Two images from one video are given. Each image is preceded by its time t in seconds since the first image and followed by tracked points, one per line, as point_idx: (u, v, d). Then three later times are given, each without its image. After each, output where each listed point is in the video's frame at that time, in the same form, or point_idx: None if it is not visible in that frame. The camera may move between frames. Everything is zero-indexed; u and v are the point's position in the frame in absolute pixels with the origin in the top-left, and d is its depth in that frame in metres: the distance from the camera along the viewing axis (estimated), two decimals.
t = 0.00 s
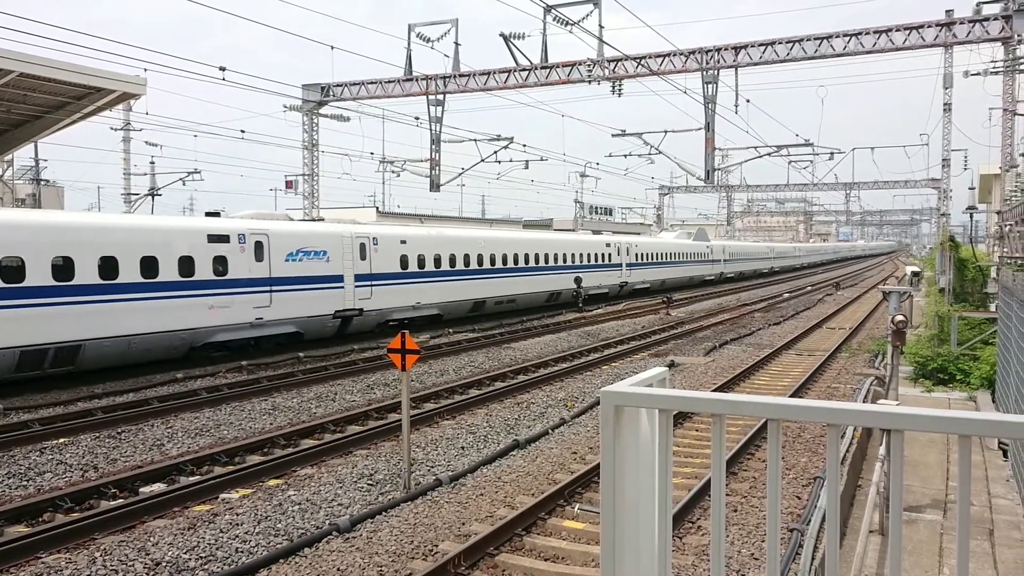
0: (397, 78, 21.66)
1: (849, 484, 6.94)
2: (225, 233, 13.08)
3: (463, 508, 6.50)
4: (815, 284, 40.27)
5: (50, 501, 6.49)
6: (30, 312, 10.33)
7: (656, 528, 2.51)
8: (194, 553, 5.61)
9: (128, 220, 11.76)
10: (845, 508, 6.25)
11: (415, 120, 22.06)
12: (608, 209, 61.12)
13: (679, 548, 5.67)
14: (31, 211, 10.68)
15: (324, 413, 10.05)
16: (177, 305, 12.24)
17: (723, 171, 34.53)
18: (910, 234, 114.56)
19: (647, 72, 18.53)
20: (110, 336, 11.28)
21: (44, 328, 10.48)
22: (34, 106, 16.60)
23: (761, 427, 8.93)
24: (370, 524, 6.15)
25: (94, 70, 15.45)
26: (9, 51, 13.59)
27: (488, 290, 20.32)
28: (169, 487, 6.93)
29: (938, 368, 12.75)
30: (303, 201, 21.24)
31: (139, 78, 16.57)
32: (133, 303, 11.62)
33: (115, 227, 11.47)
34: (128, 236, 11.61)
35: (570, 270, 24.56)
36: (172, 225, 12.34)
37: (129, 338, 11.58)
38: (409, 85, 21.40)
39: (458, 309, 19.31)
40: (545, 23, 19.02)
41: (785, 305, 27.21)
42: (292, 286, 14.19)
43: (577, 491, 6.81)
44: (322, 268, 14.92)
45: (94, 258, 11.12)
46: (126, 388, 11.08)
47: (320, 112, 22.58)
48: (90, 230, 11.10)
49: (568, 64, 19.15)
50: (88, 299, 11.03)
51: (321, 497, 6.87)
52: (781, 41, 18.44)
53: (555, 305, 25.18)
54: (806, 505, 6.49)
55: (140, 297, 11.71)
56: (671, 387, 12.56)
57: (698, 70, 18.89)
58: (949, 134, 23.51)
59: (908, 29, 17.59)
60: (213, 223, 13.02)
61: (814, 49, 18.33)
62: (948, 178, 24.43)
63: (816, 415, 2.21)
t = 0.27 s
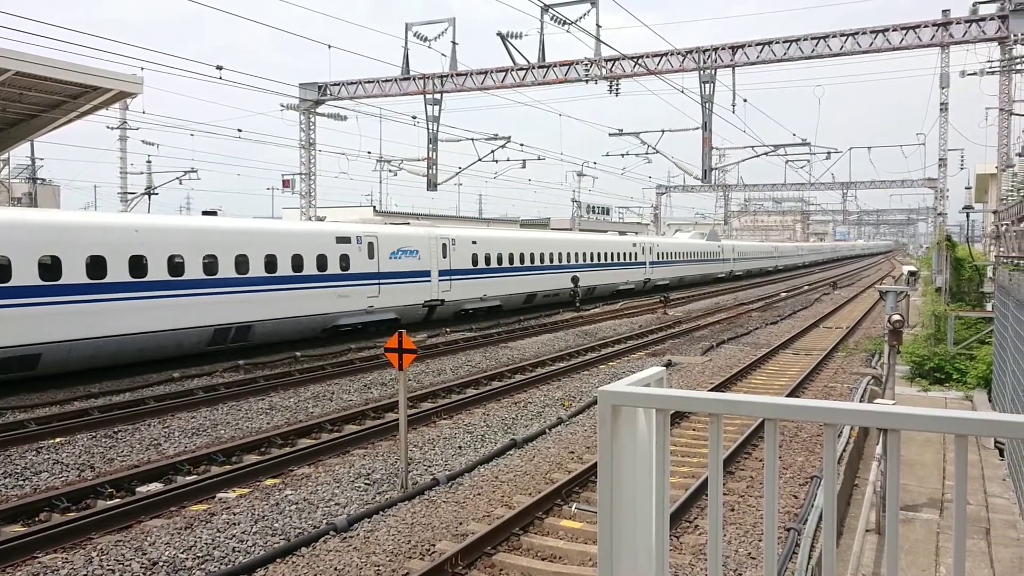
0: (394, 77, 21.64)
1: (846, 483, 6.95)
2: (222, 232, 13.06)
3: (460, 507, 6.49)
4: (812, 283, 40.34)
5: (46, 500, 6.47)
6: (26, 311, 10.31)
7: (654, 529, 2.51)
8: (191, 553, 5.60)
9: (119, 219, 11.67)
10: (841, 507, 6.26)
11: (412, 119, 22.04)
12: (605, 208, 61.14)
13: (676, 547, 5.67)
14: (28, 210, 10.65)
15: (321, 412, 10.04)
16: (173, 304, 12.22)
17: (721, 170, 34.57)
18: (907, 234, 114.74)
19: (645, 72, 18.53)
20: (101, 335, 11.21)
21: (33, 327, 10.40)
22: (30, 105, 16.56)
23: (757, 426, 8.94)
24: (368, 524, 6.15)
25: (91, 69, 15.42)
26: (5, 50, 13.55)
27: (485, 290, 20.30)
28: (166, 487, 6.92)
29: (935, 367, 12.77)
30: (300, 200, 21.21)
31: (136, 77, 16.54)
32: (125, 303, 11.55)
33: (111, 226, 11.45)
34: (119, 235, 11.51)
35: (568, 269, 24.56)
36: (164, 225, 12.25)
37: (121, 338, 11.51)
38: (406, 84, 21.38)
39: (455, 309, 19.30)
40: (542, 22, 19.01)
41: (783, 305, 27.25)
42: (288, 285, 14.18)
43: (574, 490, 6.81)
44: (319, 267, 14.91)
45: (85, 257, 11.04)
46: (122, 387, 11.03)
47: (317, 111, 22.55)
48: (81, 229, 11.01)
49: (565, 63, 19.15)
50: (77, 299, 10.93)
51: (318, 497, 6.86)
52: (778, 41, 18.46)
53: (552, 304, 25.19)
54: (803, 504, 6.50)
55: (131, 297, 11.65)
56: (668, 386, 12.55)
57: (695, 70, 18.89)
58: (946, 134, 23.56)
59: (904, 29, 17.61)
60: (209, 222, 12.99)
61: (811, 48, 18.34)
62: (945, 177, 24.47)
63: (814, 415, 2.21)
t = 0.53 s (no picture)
0: (392, 77, 21.63)
1: (844, 482, 6.96)
2: (220, 232, 13.05)
3: (458, 507, 6.48)
4: (810, 283, 40.36)
5: (44, 500, 6.46)
6: (24, 311, 10.30)
7: (651, 528, 2.51)
8: (189, 553, 5.59)
9: (116, 219, 11.65)
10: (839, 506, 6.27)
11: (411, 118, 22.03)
12: (603, 208, 61.14)
13: (674, 546, 5.68)
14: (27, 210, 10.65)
15: (319, 412, 10.03)
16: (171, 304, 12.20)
17: (719, 170, 34.58)
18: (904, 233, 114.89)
19: (643, 71, 18.54)
20: (99, 335, 11.20)
21: (31, 327, 10.40)
22: (28, 104, 16.53)
23: (755, 426, 8.95)
24: (365, 523, 6.14)
25: (89, 68, 15.40)
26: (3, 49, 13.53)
27: (483, 289, 20.28)
28: (164, 487, 6.91)
29: (932, 366, 12.80)
30: (298, 199, 21.18)
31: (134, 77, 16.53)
32: (123, 302, 11.54)
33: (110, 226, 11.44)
34: (115, 235, 11.47)
35: (566, 269, 24.55)
36: (162, 225, 12.23)
37: (118, 338, 11.48)
38: (404, 83, 21.36)
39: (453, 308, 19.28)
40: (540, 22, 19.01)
41: (781, 305, 27.28)
42: (286, 285, 14.16)
43: (572, 490, 6.81)
44: (317, 267, 14.89)
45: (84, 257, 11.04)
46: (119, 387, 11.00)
47: (315, 111, 22.54)
48: (77, 229, 10.97)
49: (563, 63, 19.15)
50: (76, 298, 10.93)
51: (316, 496, 6.85)
52: (776, 41, 18.47)
53: (551, 304, 25.19)
54: (801, 504, 6.50)
55: (128, 297, 11.62)
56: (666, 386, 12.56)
57: (693, 69, 18.90)
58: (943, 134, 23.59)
59: (902, 29, 17.64)
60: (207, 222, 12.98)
61: (809, 48, 18.35)
62: (942, 177, 24.49)
63: (812, 415, 2.21)
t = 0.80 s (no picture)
0: (390, 77, 21.61)
1: (841, 482, 6.96)
2: (218, 232, 13.03)
3: (456, 507, 6.48)
4: (808, 282, 40.40)
5: (41, 501, 6.45)
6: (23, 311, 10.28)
7: (650, 529, 2.51)
8: (187, 553, 5.58)
9: (115, 219, 11.64)
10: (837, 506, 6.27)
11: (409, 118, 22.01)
12: (601, 208, 61.15)
13: (672, 546, 5.68)
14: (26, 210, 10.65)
15: (317, 412, 10.03)
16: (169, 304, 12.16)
17: (717, 170, 34.60)
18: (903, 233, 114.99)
19: (641, 71, 18.54)
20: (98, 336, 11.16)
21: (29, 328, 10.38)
22: (25, 104, 16.50)
23: (753, 426, 8.96)
24: (364, 524, 6.14)
25: (87, 68, 15.37)
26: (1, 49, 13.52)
27: (481, 289, 20.26)
28: (161, 487, 6.90)
29: (930, 366, 12.82)
30: (296, 199, 21.16)
31: (132, 77, 16.52)
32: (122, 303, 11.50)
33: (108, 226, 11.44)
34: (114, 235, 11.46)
35: (564, 269, 24.55)
36: (160, 225, 12.21)
37: (117, 338, 11.45)
38: (402, 83, 21.35)
39: (452, 309, 19.26)
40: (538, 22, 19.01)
41: (779, 305, 27.31)
42: (284, 285, 14.14)
43: (570, 490, 6.81)
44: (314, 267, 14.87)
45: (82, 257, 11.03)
46: (118, 387, 10.99)
47: (312, 111, 22.53)
48: (75, 229, 10.96)
49: (561, 63, 19.15)
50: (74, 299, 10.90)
51: (314, 496, 6.85)
52: (774, 41, 18.48)
53: (549, 304, 25.19)
54: (799, 504, 6.51)
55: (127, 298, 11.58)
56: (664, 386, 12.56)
57: (691, 69, 18.90)
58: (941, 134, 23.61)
59: (900, 29, 17.66)
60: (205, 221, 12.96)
61: (807, 48, 18.35)
62: (940, 177, 24.52)
63: (811, 414, 2.20)
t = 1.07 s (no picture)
0: (388, 77, 21.60)
1: (840, 482, 6.97)
2: (216, 232, 13.00)
3: (454, 507, 6.47)
4: (805, 282, 40.43)
5: (39, 501, 6.43)
6: (21, 311, 10.27)
7: (649, 528, 2.51)
8: (185, 553, 5.57)
9: (113, 219, 11.63)
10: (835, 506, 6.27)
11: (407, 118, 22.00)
12: (599, 208, 61.14)
13: (671, 546, 5.68)
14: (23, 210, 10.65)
15: (315, 412, 10.02)
16: (168, 304, 12.14)
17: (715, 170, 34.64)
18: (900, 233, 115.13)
19: (638, 71, 18.54)
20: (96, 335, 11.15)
21: (27, 328, 10.37)
22: (22, 103, 16.47)
23: (752, 426, 8.96)
24: (362, 524, 6.13)
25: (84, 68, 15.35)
26: None
27: (479, 289, 20.24)
28: (159, 487, 6.89)
29: (928, 366, 12.84)
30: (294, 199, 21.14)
31: (129, 77, 16.50)
32: (120, 302, 11.49)
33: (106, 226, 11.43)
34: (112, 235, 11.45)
35: (561, 269, 24.54)
36: (158, 224, 12.20)
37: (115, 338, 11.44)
38: (400, 83, 21.34)
39: (450, 308, 19.25)
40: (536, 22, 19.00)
41: (777, 304, 27.34)
42: (282, 284, 14.12)
43: (568, 490, 6.81)
44: (312, 267, 14.85)
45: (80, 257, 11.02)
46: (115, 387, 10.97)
47: (310, 111, 22.52)
48: (73, 229, 10.96)
49: (559, 63, 19.15)
50: (72, 298, 10.89)
51: (312, 497, 6.84)
52: (771, 41, 18.50)
53: (546, 304, 25.18)
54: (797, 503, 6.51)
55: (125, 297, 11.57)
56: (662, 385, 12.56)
57: (689, 69, 18.90)
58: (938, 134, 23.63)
59: (897, 29, 17.68)
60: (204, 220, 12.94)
61: (805, 48, 18.36)
62: (938, 177, 24.54)
63: (808, 414, 2.20)
